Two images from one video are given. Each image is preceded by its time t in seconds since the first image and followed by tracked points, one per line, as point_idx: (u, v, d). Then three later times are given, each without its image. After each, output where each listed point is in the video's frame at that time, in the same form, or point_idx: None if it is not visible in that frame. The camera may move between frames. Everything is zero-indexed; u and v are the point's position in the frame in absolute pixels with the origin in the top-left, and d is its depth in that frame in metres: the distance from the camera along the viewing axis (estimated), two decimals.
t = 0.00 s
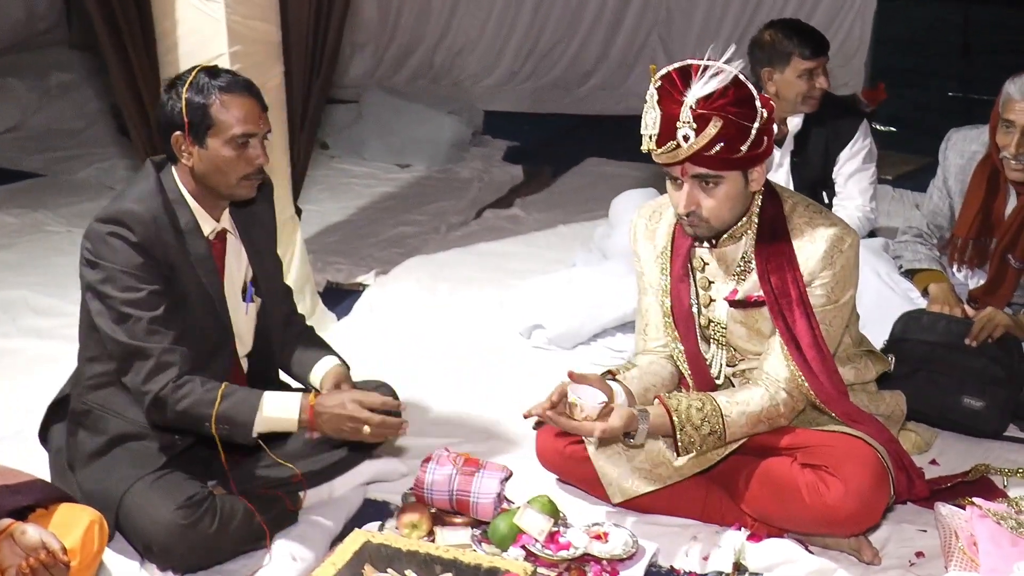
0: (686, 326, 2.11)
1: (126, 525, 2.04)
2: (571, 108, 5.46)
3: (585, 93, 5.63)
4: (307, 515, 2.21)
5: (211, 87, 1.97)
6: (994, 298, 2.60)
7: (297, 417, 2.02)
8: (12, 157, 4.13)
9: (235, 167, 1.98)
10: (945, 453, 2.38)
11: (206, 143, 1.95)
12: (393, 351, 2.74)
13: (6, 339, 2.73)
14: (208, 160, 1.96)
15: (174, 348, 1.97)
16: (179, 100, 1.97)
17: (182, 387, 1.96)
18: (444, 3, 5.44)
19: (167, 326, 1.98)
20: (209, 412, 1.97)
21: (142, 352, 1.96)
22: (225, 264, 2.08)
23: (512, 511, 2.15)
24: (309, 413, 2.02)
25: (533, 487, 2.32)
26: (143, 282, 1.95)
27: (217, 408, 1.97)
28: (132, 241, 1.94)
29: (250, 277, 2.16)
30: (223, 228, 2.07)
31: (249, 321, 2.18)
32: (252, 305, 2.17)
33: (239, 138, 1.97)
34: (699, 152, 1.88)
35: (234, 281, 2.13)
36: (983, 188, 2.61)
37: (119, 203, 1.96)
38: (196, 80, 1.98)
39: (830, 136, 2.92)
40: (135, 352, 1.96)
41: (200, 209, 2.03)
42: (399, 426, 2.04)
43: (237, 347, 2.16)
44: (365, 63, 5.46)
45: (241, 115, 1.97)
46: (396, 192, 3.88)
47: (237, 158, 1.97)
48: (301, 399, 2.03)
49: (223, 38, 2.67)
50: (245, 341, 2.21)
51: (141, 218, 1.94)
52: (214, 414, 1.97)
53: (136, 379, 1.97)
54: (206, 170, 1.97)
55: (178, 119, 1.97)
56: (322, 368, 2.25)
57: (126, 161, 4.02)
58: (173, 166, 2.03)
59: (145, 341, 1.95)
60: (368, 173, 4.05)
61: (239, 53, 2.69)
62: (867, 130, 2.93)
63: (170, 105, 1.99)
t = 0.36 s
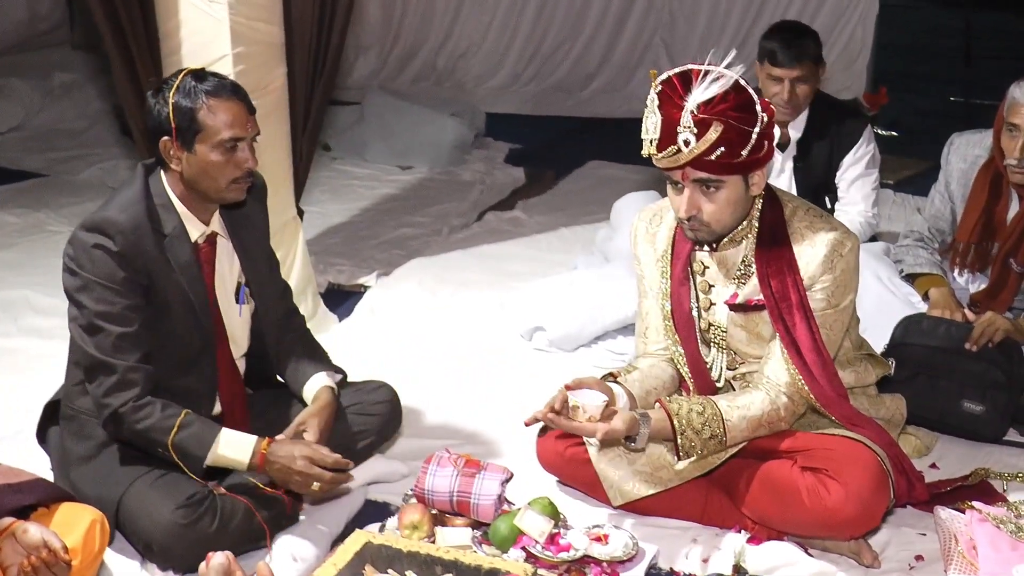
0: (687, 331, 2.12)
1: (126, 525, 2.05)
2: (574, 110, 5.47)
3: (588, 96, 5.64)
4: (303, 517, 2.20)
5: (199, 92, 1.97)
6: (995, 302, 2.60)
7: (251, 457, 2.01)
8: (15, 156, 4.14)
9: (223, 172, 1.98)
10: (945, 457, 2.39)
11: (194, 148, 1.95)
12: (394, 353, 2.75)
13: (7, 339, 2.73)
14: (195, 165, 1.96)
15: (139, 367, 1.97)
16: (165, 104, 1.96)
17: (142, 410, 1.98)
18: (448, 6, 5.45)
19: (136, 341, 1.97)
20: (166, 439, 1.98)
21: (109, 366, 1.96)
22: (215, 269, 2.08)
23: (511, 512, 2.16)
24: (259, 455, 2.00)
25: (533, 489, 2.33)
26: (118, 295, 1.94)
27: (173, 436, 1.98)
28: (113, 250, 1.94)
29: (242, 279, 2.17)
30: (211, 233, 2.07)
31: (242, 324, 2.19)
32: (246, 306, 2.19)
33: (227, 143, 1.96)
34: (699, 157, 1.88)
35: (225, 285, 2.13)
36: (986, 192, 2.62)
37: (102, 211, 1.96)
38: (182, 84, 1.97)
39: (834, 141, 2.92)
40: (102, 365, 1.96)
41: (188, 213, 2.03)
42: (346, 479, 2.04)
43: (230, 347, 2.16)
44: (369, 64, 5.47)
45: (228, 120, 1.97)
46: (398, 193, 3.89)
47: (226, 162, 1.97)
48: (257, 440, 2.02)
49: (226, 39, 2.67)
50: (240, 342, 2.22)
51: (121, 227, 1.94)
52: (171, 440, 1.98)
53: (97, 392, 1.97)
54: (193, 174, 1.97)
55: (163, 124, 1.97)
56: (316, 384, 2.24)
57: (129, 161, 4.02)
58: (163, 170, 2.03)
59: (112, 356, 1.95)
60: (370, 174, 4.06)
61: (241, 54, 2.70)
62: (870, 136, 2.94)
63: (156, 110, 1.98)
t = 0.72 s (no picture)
0: (686, 330, 2.12)
1: (125, 521, 2.05)
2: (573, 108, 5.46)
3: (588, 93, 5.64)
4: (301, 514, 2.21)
5: (194, 94, 1.96)
6: (993, 302, 2.62)
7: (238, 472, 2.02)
8: (15, 154, 4.13)
9: (221, 175, 1.98)
10: (942, 456, 2.40)
11: (191, 150, 1.95)
12: (393, 351, 2.75)
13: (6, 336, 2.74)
14: (191, 167, 1.96)
15: (131, 372, 1.98)
16: (160, 106, 1.96)
17: (133, 418, 1.99)
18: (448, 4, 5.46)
19: (127, 347, 1.98)
20: (154, 446, 1.99)
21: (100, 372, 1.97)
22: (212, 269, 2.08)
23: (509, 510, 2.16)
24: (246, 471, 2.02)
25: (532, 487, 2.33)
26: (110, 300, 1.95)
27: (160, 446, 1.99)
28: (105, 254, 1.94)
29: (240, 279, 2.17)
30: (208, 233, 2.07)
31: (240, 323, 2.20)
32: (243, 305, 2.20)
33: (223, 146, 1.96)
34: (698, 158, 1.89)
35: (222, 285, 2.13)
36: (984, 192, 2.62)
37: (95, 214, 1.97)
38: (179, 87, 1.97)
39: (831, 141, 2.93)
40: (93, 371, 1.97)
41: (183, 215, 2.03)
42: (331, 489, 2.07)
43: (228, 346, 2.16)
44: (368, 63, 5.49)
45: (224, 123, 1.97)
46: (396, 192, 3.89)
47: (222, 165, 1.97)
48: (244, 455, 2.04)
49: (226, 37, 2.67)
50: (239, 342, 2.23)
51: (114, 231, 1.95)
52: (158, 448, 1.99)
53: (89, 397, 1.98)
54: (188, 177, 1.97)
55: (157, 126, 1.97)
56: (310, 388, 2.25)
57: (128, 159, 4.02)
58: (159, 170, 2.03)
59: (103, 362, 1.96)
60: (370, 173, 4.06)
61: (242, 52, 2.70)
62: (868, 136, 2.94)
63: (151, 112, 1.97)
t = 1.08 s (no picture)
0: (685, 331, 2.13)
1: (121, 520, 2.05)
2: (571, 107, 5.46)
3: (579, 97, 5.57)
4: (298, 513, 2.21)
5: (188, 100, 1.96)
6: (988, 302, 2.63)
7: (232, 475, 2.03)
8: (11, 153, 4.13)
9: (216, 182, 1.99)
10: (938, 454, 2.41)
11: (188, 158, 1.95)
12: (390, 351, 2.76)
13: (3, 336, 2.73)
14: (188, 174, 1.96)
15: (126, 377, 1.99)
16: (157, 114, 1.96)
17: (129, 420, 2.00)
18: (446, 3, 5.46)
19: (122, 351, 1.99)
20: (150, 447, 2.00)
21: (95, 376, 1.98)
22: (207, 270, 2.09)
23: (506, 509, 2.17)
24: (242, 475, 2.04)
25: (529, 486, 2.33)
26: (104, 305, 1.95)
27: (155, 448, 2.00)
28: (99, 258, 1.94)
29: (233, 280, 2.18)
30: (203, 236, 2.09)
31: (237, 325, 2.23)
32: (238, 307, 2.20)
33: (220, 153, 1.97)
34: (703, 168, 1.89)
35: (218, 288, 2.15)
36: (980, 191, 2.63)
37: (88, 219, 1.97)
38: (174, 92, 1.96)
39: (825, 140, 2.93)
40: (88, 374, 1.98)
41: (177, 218, 2.05)
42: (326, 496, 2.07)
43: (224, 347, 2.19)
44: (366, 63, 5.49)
45: (220, 129, 1.97)
46: (394, 191, 3.89)
47: (218, 172, 1.98)
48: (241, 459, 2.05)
49: (222, 36, 2.66)
50: (234, 344, 2.25)
51: (107, 236, 1.95)
52: (153, 449, 2.00)
53: (84, 400, 2.00)
54: (183, 184, 1.98)
55: (154, 133, 1.97)
56: (306, 389, 2.26)
57: (125, 158, 4.02)
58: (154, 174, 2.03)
59: (98, 366, 1.97)
60: (366, 172, 4.06)
61: (238, 52, 2.69)
62: (860, 135, 2.96)
63: (147, 118, 1.97)
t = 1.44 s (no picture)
0: (685, 328, 2.13)
1: (120, 517, 2.05)
2: (568, 103, 5.46)
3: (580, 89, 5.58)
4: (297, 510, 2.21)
5: (183, 97, 1.96)
6: (985, 296, 2.63)
7: (230, 474, 2.04)
8: (8, 151, 4.13)
9: (212, 178, 1.99)
10: (935, 450, 2.41)
11: (184, 156, 1.96)
12: (387, 348, 2.76)
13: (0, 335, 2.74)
14: (184, 172, 1.97)
15: (124, 373, 1.99)
16: (152, 112, 1.96)
17: (127, 417, 2.00)
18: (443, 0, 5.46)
19: (119, 348, 1.99)
20: (148, 445, 2.01)
21: (92, 373, 1.98)
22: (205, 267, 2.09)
23: (504, 505, 2.17)
24: (241, 471, 2.04)
25: (527, 482, 2.34)
26: (101, 302, 1.96)
27: (153, 445, 2.01)
28: (96, 255, 1.95)
29: (230, 276, 2.19)
30: (201, 233, 2.09)
31: (234, 320, 2.23)
32: (236, 304, 2.20)
33: (215, 150, 1.97)
34: (706, 171, 1.89)
35: (216, 284, 2.16)
36: (977, 186, 2.63)
37: (85, 216, 1.97)
38: (169, 89, 1.96)
39: (822, 136, 2.94)
40: (86, 372, 1.98)
41: (173, 215, 2.05)
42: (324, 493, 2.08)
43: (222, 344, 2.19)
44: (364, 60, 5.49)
45: (215, 126, 1.97)
46: (390, 189, 3.89)
47: (213, 169, 1.98)
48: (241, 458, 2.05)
49: (219, 34, 2.66)
50: (232, 341, 2.25)
51: (103, 233, 1.95)
52: (152, 446, 2.01)
53: (82, 397, 2.00)
54: (180, 181, 1.98)
55: (149, 131, 1.97)
56: (304, 386, 2.26)
57: (122, 157, 4.02)
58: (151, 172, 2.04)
59: (95, 363, 1.98)
60: (363, 170, 4.06)
61: (235, 49, 2.69)
62: (858, 131, 2.95)
63: (142, 116, 1.97)
